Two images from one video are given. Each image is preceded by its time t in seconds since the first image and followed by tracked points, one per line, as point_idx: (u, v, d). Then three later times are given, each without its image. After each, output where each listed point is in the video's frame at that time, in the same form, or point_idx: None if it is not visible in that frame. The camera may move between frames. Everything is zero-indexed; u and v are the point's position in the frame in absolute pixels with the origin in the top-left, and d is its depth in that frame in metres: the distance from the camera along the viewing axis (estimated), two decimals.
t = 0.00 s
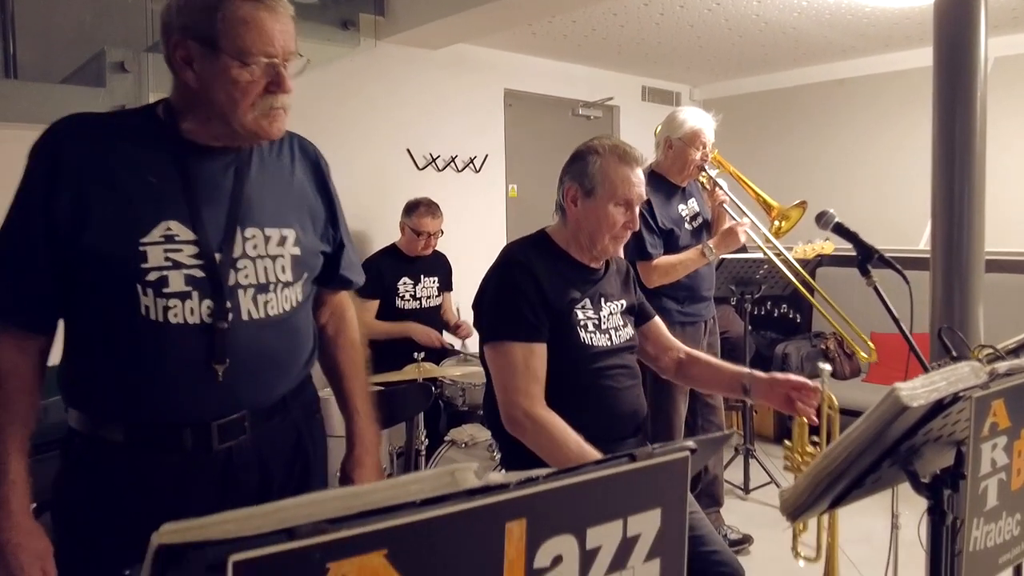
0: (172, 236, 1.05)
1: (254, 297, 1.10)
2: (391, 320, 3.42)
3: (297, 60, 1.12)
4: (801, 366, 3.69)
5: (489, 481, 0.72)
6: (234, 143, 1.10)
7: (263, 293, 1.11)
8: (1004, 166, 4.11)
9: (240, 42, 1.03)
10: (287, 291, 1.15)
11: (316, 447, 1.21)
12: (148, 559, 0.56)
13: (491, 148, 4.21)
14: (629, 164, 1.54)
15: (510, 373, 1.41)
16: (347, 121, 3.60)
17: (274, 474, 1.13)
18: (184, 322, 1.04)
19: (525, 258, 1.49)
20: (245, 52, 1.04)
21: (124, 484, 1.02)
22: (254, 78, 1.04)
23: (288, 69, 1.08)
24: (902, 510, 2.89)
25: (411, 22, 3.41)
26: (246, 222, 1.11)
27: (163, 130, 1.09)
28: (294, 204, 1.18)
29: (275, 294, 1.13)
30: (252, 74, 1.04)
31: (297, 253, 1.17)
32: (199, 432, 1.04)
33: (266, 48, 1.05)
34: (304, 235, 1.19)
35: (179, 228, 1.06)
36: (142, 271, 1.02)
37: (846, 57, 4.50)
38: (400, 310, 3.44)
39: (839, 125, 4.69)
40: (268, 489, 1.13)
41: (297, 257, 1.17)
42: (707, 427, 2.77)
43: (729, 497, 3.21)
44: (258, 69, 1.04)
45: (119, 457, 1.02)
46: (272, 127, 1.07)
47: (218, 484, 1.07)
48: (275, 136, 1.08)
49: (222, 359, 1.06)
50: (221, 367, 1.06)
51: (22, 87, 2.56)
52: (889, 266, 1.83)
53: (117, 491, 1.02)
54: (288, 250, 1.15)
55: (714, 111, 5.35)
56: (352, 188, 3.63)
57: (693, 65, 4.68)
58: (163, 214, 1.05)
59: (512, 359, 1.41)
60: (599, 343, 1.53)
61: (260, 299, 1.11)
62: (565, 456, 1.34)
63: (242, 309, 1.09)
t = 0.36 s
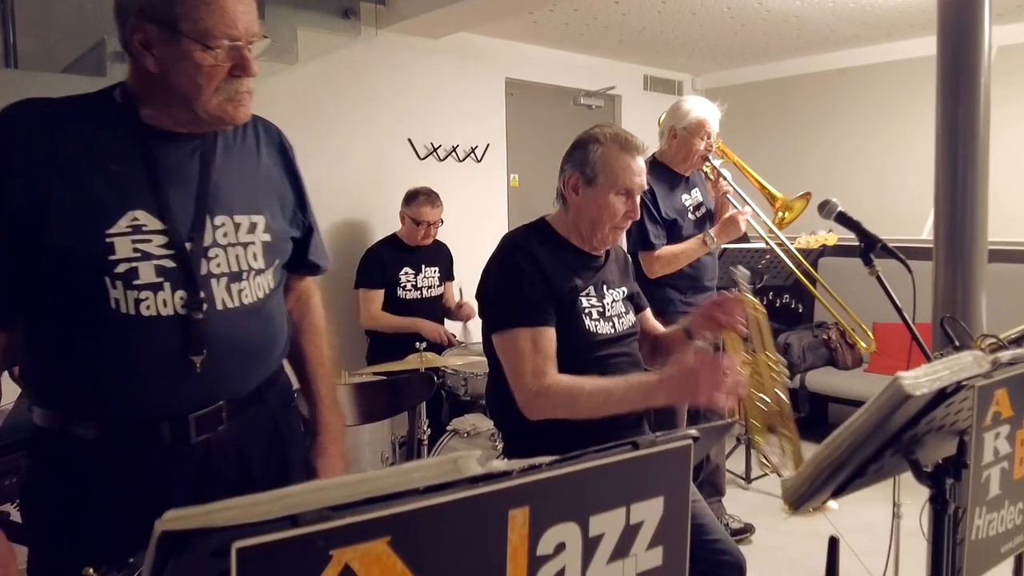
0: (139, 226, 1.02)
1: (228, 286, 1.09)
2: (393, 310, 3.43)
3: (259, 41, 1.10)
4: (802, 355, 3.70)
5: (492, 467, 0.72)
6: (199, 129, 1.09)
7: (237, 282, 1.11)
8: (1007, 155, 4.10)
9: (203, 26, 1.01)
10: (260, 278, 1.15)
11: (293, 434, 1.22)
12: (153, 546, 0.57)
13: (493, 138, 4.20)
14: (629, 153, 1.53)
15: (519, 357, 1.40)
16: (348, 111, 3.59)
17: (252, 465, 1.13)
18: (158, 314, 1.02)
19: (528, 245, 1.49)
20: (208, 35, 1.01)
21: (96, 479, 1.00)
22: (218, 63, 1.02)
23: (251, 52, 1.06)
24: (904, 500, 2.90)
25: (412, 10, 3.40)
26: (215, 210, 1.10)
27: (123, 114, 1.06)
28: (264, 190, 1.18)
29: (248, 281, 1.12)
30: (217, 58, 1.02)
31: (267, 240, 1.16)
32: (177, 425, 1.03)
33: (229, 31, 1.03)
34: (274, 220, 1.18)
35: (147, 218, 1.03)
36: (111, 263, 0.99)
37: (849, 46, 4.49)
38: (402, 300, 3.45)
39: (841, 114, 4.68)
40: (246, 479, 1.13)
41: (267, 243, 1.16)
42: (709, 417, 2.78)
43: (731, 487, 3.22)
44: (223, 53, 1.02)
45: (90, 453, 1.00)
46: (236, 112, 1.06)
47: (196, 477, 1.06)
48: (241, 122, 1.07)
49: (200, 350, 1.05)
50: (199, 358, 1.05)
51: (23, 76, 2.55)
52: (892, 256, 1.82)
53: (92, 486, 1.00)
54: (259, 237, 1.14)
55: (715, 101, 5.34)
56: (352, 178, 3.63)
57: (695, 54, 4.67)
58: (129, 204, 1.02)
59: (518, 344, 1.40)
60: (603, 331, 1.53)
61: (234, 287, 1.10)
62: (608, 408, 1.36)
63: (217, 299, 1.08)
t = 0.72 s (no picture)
0: (114, 227, 1.02)
1: (207, 285, 1.11)
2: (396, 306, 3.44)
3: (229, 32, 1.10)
4: (804, 350, 3.69)
5: (494, 468, 0.73)
6: (171, 124, 1.09)
7: (216, 281, 1.12)
8: (1010, 150, 4.09)
9: (174, 21, 1.01)
10: (239, 275, 1.16)
11: (274, 430, 1.23)
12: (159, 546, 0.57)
13: (495, 132, 4.20)
14: (596, 149, 1.50)
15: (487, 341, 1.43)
16: (350, 105, 3.59)
17: (236, 463, 1.15)
18: (138, 316, 1.03)
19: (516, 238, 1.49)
20: (179, 30, 1.02)
21: (75, 483, 1.00)
22: (190, 58, 1.03)
23: (222, 44, 1.07)
24: (905, 495, 2.90)
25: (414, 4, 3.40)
26: (191, 209, 1.10)
27: (88, 109, 1.04)
28: (238, 187, 1.19)
29: (227, 280, 1.14)
30: (189, 54, 1.02)
31: (244, 236, 1.18)
32: (160, 427, 1.04)
33: (201, 25, 1.03)
34: (249, 216, 1.19)
35: (121, 219, 1.03)
36: (87, 266, 0.99)
37: (852, 39, 4.48)
38: (404, 296, 3.46)
39: (843, 109, 4.67)
40: (230, 478, 1.14)
41: (244, 240, 1.18)
42: (710, 412, 2.78)
43: (732, 481, 3.23)
44: (194, 47, 1.03)
45: (68, 457, 1.00)
46: (210, 106, 1.07)
47: (179, 477, 1.06)
48: (213, 116, 1.08)
49: (182, 352, 1.06)
50: (181, 360, 1.06)
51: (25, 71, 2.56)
52: (894, 252, 1.82)
53: (75, 490, 1.00)
54: (235, 234, 1.16)
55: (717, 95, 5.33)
56: (354, 173, 3.63)
57: (697, 48, 4.67)
58: (103, 205, 1.02)
59: (490, 333, 1.42)
60: (595, 322, 1.53)
61: (213, 286, 1.11)
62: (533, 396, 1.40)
63: (197, 299, 1.09)
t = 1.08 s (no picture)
0: (108, 231, 1.02)
1: (203, 289, 1.11)
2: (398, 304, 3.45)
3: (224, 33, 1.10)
4: (806, 348, 3.69)
5: (500, 468, 0.72)
6: (162, 126, 1.09)
7: (211, 285, 1.12)
8: (1012, 148, 4.09)
9: (169, 23, 1.01)
10: (233, 279, 1.16)
11: (269, 430, 1.23)
12: (167, 545, 0.57)
13: (497, 130, 4.20)
14: (578, 146, 1.49)
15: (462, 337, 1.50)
16: (352, 104, 3.60)
17: (232, 463, 1.15)
18: (133, 322, 1.03)
19: (502, 238, 1.50)
20: (174, 31, 1.02)
21: (71, 485, 1.00)
22: (184, 60, 1.03)
23: (216, 44, 1.07)
24: (907, 493, 2.90)
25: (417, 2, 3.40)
26: (186, 212, 1.11)
27: (80, 111, 1.04)
28: (232, 189, 1.19)
29: (222, 284, 1.14)
30: (183, 55, 1.03)
31: (239, 239, 1.18)
32: (155, 430, 1.04)
33: (195, 26, 1.03)
34: (244, 219, 1.20)
35: (116, 223, 1.03)
36: (82, 272, 0.99)
37: (854, 37, 4.48)
38: (406, 294, 3.47)
39: (846, 107, 4.67)
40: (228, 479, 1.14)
41: (240, 243, 1.18)
42: (712, 410, 2.79)
43: (734, 479, 3.23)
44: (189, 49, 1.03)
45: (66, 462, 1.00)
46: (200, 108, 1.07)
47: (175, 480, 1.07)
48: (203, 116, 1.08)
49: (179, 357, 1.06)
50: (177, 365, 1.06)
51: (28, 70, 2.57)
52: (897, 251, 1.82)
53: (73, 492, 1.00)
54: (230, 236, 1.16)
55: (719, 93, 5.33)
56: (356, 171, 3.63)
57: (699, 46, 4.67)
58: (97, 210, 1.02)
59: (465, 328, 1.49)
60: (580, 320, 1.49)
61: (209, 290, 1.12)
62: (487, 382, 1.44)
63: (193, 303, 1.09)
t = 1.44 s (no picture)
0: (120, 249, 1.02)
1: (211, 306, 1.11)
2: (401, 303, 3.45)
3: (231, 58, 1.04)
4: (809, 347, 3.69)
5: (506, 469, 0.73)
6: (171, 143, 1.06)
7: (220, 301, 1.12)
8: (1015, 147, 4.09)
9: (158, 56, 0.96)
10: (243, 294, 1.16)
11: (277, 435, 1.23)
12: (177, 546, 0.57)
13: (499, 129, 4.20)
14: (580, 146, 1.49)
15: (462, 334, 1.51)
16: (355, 102, 3.60)
17: (235, 470, 1.15)
18: (140, 338, 1.03)
19: (506, 239, 1.50)
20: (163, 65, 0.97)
21: (74, 487, 1.00)
22: (169, 92, 0.99)
23: (213, 76, 1.01)
24: (909, 492, 2.90)
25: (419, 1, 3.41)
26: (198, 227, 1.10)
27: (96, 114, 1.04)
28: (247, 200, 1.18)
29: (231, 299, 1.14)
30: (170, 89, 0.98)
31: (251, 253, 1.17)
32: (159, 437, 1.04)
33: (189, 61, 0.98)
34: (258, 231, 1.19)
35: (127, 240, 1.03)
36: (91, 289, 1.00)
37: (856, 36, 4.48)
38: (409, 293, 3.47)
39: (848, 106, 4.67)
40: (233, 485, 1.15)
41: (252, 257, 1.17)
42: (715, 409, 2.80)
43: (737, 478, 3.24)
44: (177, 83, 0.98)
45: (69, 464, 1.00)
46: (190, 134, 1.04)
47: (179, 485, 1.07)
48: (196, 139, 1.05)
49: (185, 376, 1.06)
50: (182, 384, 1.06)
51: (32, 70, 2.57)
52: (900, 251, 1.82)
53: (75, 496, 1.01)
54: (242, 251, 1.15)
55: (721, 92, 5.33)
56: (359, 170, 3.64)
57: (701, 45, 4.67)
58: (110, 226, 1.02)
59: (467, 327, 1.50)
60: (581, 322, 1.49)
61: (217, 307, 1.11)
62: (478, 381, 1.45)
63: (200, 320, 1.09)
